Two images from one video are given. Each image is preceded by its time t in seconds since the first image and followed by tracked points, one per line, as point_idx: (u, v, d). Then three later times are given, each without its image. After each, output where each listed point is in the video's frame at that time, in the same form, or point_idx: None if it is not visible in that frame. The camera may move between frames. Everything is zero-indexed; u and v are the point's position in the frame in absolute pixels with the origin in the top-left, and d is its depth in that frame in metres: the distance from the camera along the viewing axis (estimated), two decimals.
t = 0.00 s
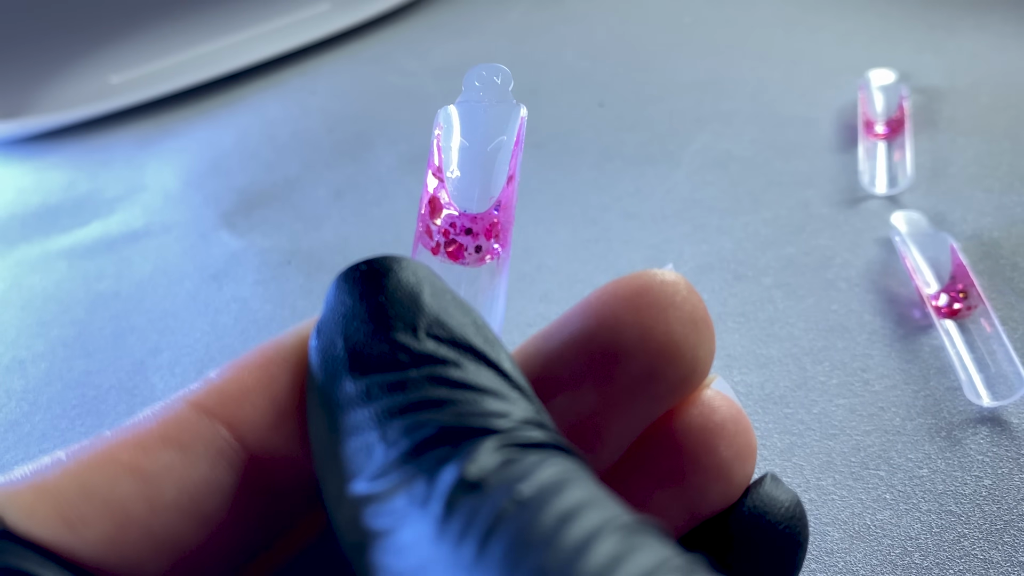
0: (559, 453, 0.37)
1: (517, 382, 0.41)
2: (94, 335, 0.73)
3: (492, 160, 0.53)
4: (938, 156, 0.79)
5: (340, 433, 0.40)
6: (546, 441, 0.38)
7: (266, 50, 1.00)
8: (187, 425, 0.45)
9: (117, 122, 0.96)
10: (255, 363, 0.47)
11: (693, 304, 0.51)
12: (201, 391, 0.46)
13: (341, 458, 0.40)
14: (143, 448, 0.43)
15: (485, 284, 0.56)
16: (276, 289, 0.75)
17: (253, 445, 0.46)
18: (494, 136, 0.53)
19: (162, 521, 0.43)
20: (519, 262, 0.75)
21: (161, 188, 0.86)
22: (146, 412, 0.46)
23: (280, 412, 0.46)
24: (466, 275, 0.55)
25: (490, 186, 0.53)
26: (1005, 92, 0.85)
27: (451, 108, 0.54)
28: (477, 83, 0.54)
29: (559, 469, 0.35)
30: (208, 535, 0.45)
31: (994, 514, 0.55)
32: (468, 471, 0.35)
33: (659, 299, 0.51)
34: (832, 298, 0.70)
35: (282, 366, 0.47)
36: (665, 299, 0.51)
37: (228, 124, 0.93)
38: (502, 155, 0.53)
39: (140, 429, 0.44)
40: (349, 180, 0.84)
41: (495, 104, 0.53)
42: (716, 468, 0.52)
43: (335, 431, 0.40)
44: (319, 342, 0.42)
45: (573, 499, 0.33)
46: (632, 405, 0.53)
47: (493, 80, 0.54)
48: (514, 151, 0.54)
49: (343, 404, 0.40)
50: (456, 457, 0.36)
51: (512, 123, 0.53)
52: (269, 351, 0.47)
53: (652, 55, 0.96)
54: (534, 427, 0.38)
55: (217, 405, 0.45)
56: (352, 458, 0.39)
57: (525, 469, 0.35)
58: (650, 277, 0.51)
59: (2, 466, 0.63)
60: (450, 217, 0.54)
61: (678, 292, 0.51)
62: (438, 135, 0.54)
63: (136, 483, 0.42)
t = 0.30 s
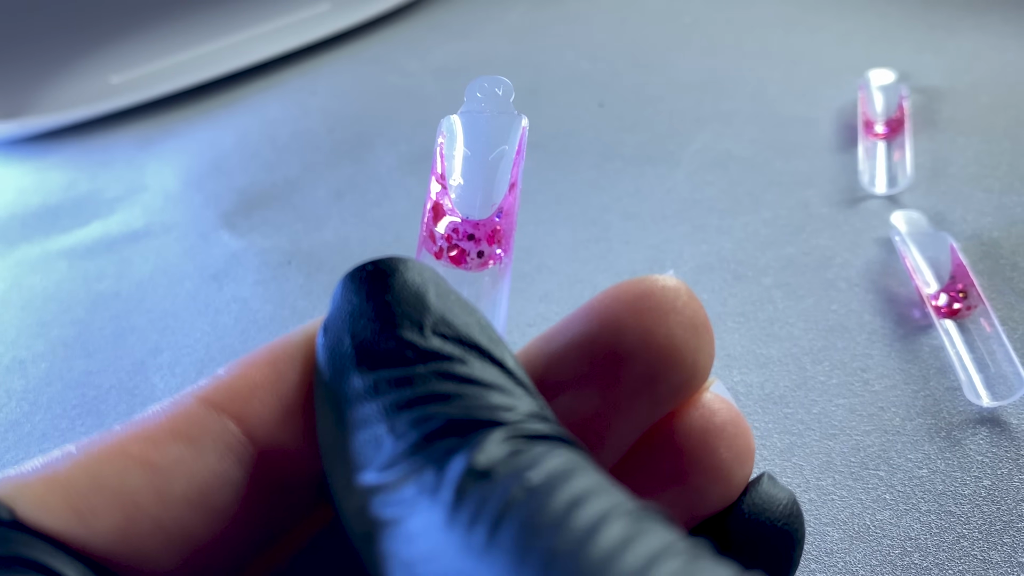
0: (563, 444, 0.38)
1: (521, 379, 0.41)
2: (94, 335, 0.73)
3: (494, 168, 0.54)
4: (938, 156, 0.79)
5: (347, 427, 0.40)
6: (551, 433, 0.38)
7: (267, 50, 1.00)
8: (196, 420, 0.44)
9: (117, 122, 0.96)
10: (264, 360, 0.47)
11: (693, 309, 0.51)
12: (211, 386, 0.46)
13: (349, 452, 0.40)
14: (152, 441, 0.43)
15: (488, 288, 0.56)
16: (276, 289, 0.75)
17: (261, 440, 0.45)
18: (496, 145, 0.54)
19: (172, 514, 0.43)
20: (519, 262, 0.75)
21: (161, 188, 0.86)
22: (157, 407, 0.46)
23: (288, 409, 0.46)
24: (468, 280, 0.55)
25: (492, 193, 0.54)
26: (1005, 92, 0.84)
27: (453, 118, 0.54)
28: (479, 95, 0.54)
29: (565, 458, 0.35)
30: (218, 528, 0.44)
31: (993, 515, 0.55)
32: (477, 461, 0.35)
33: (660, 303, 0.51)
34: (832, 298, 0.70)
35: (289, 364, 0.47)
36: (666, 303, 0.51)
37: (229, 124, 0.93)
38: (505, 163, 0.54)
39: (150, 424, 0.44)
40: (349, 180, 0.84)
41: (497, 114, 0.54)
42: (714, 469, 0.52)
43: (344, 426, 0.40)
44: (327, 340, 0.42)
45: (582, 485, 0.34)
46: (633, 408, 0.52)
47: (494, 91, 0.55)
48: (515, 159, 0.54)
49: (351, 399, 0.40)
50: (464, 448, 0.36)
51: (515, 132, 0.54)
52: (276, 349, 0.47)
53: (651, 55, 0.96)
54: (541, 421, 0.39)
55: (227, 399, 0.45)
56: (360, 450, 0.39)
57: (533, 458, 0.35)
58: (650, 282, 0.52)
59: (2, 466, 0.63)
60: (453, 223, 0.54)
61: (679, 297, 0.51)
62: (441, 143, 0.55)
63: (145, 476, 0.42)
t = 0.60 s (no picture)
0: (562, 440, 0.38)
1: (520, 371, 0.41)
2: (94, 336, 0.73)
3: (501, 170, 0.54)
4: (938, 156, 0.79)
5: (344, 418, 0.40)
6: (547, 428, 0.38)
7: (268, 51, 1.00)
8: (199, 415, 0.44)
9: (118, 122, 0.96)
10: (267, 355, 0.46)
11: (696, 303, 0.52)
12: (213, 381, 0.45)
13: (346, 443, 0.40)
14: (155, 436, 0.43)
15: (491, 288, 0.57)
16: (276, 289, 0.75)
17: (262, 434, 0.45)
18: (503, 148, 0.54)
19: (174, 509, 0.43)
20: (519, 262, 0.75)
21: (162, 188, 0.86)
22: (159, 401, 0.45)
23: (288, 404, 0.46)
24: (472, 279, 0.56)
25: (499, 195, 0.55)
26: (1005, 92, 0.85)
27: (461, 120, 0.55)
28: (487, 98, 0.55)
29: (561, 453, 0.36)
30: (219, 522, 0.45)
31: (993, 514, 0.55)
32: (472, 456, 0.35)
33: (664, 297, 0.51)
34: (832, 298, 0.70)
35: (291, 359, 0.46)
36: (669, 298, 0.51)
37: (230, 124, 0.93)
38: (511, 166, 0.54)
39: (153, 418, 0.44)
40: (349, 181, 0.85)
41: (504, 117, 0.54)
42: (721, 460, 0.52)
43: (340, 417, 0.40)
44: (328, 332, 0.41)
45: (575, 482, 0.34)
46: (636, 404, 0.52)
47: (503, 95, 0.55)
48: (522, 161, 0.55)
49: (349, 392, 0.40)
50: (460, 442, 0.36)
51: (522, 135, 0.55)
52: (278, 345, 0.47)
53: (652, 55, 0.96)
54: (537, 414, 0.39)
55: (229, 394, 0.45)
56: (357, 441, 0.39)
57: (527, 455, 0.35)
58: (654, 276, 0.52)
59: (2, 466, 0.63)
60: (459, 224, 0.55)
61: (682, 291, 0.51)
62: (448, 145, 0.55)
63: (147, 470, 0.42)
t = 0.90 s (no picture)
0: (545, 442, 0.37)
1: (504, 376, 0.41)
2: (95, 336, 0.73)
3: (487, 163, 0.55)
4: (938, 156, 0.80)
5: (329, 426, 0.40)
6: (530, 432, 0.37)
7: (269, 50, 1.00)
8: (186, 420, 0.44)
9: (119, 122, 0.96)
10: (253, 359, 0.46)
11: (684, 300, 0.51)
12: (200, 386, 0.45)
13: (331, 450, 0.40)
14: (143, 440, 0.43)
15: (479, 284, 0.57)
16: (277, 289, 0.75)
17: (246, 438, 0.46)
18: (488, 141, 0.55)
19: (162, 511, 0.43)
20: (519, 262, 0.75)
21: (162, 188, 0.86)
22: (147, 406, 0.45)
23: (275, 408, 0.46)
24: (461, 276, 0.56)
25: (485, 189, 0.55)
26: (1004, 92, 0.85)
27: (446, 114, 0.56)
28: (473, 90, 0.55)
29: (543, 455, 0.35)
30: (206, 524, 0.45)
31: (993, 514, 0.55)
32: (452, 460, 0.35)
33: (652, 295, 0.51)
34: (832, 298, 0.70)
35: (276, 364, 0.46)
36: (657, 295, 0.51)
37: (230, 125, 0.93)
38: (497, 159, 0.55)
39: (140, 423, 0.44)
40: (349, 181, 0.85)
41: (489, 110, 0.55)
42: (711, 453, 0.52)
43: (325, 425, 0.40)
44: (313, 339, 0.42)
45: (555, 481, 0.34)
46: (624, 401, 0.53)
47: (488, 87, 0.55)
48: (507, 155, 0.55)
49: (333, 399, 0.40)
50: (441, 446, 0.36)
51: (507, 128, 0.55)
52: (266, 349, 0.47)
53: (652, 55, 0.96)
54: (520, 417, 0.39)
55: (215, 397, 0.45)
56: (341, 449, 0.39)
57: (507, 458, 0.35)
58: (641, 274, 0.52)
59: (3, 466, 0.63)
60: (445, 219, 0.55)
61: (669, 288, 0.51)
62: (434, 139, 0.55)
63: (135, 474, 0.42)
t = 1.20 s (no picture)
0: (543, 444, 0.37)
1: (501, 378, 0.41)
2: (95, 336, 0.73)
3: (481, 165, 0.55)
4: (938, 156, 0.79)
5: (328, 430, 0.40)
6: (529, 434, 0.37)
7: (269, 51, 1.00)
8: (184, 421, 0.44)
9: (119, 122, 0.96)
10: (251, 361, 0.46)
11: (679, 305, 0.51)
12: (197, 388, 0.45)
13: (330, 452, 0.40)
14: (140, 441, 0.43)
15: (475, 287, 0.57)
16: (277, 289, 0.75)
17: (244, 439, 0.46)
18: (482, 142, 0.55)
19: (159, 512, 0.43)
20: (519, 262, 0.75)
21: (162, 189, 0.86)
22: (144, 406, 0.45)
23: (273, 410, 0.46)
24: (456, 278, 0.56)
25: (480, 190, 0.55)
26: (1004, 92, 0.85)
27: (440, 116, 0.56)
28: (466, 92, 0.56)
29: (541, 455, 0.35)
30: (204, 526, 0.45)
31: (993, 514, 0.55)
32: (451, 463, 0.35)
33: (648, 299, 0.51)
34: (831, 297, 0.70)
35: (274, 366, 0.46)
36: (653, 300, 0.51)
37: (230, 125, 0.93)
38: (491, 160, 0.55)
39: (138, 424, 0.44)
40: (349, 181, 0.85)
41: (483, 111, 0.55)
42: (705, 457, 0.52)
43: (323, 427, 0.40)
44: (309, 342, 0.42)
45: (554, 481, 0.34)
46: (620, 404, 0.53)
47: (482, 88, 0.56)
48: (502, 156, 0.55)
49: (332, 403, 0.40)
50: (439, 450, 0.36)
51: (501, 129, 0.55)
52: (263, 351, 0.47)
53: (652, 55, 0.96)
54: (517, 419, 0.39)
55: (213, 398, 0.45)
56: (340, 452, 0.39)
57: (507, 459, 0.35)
58: (637, 279, 0.51)
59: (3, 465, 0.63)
60: (440, 221, 0.55)
61: (664, 292, 0.51)
62: (428, 142, 0.56)
63: (133, 475, 0.42)
